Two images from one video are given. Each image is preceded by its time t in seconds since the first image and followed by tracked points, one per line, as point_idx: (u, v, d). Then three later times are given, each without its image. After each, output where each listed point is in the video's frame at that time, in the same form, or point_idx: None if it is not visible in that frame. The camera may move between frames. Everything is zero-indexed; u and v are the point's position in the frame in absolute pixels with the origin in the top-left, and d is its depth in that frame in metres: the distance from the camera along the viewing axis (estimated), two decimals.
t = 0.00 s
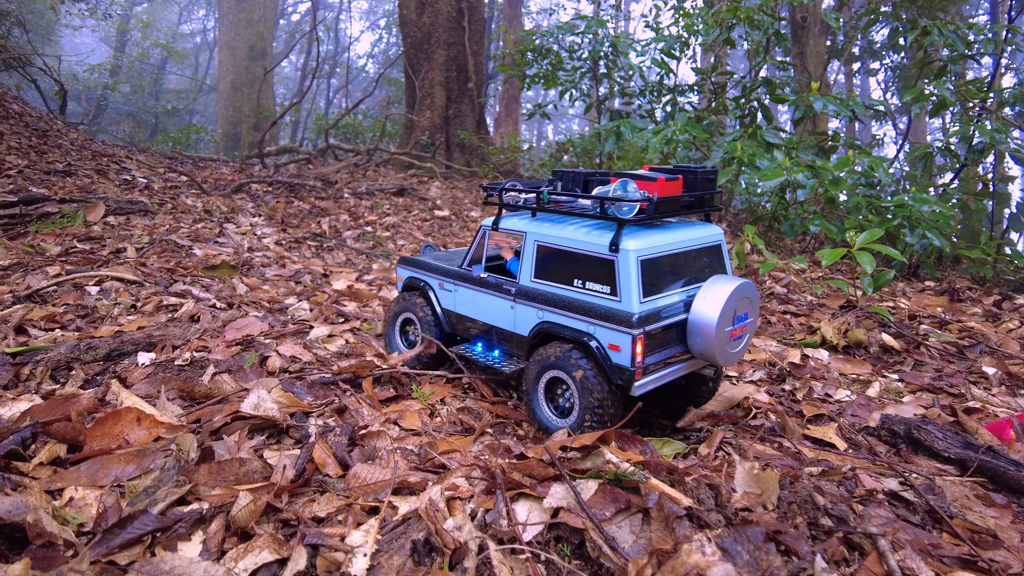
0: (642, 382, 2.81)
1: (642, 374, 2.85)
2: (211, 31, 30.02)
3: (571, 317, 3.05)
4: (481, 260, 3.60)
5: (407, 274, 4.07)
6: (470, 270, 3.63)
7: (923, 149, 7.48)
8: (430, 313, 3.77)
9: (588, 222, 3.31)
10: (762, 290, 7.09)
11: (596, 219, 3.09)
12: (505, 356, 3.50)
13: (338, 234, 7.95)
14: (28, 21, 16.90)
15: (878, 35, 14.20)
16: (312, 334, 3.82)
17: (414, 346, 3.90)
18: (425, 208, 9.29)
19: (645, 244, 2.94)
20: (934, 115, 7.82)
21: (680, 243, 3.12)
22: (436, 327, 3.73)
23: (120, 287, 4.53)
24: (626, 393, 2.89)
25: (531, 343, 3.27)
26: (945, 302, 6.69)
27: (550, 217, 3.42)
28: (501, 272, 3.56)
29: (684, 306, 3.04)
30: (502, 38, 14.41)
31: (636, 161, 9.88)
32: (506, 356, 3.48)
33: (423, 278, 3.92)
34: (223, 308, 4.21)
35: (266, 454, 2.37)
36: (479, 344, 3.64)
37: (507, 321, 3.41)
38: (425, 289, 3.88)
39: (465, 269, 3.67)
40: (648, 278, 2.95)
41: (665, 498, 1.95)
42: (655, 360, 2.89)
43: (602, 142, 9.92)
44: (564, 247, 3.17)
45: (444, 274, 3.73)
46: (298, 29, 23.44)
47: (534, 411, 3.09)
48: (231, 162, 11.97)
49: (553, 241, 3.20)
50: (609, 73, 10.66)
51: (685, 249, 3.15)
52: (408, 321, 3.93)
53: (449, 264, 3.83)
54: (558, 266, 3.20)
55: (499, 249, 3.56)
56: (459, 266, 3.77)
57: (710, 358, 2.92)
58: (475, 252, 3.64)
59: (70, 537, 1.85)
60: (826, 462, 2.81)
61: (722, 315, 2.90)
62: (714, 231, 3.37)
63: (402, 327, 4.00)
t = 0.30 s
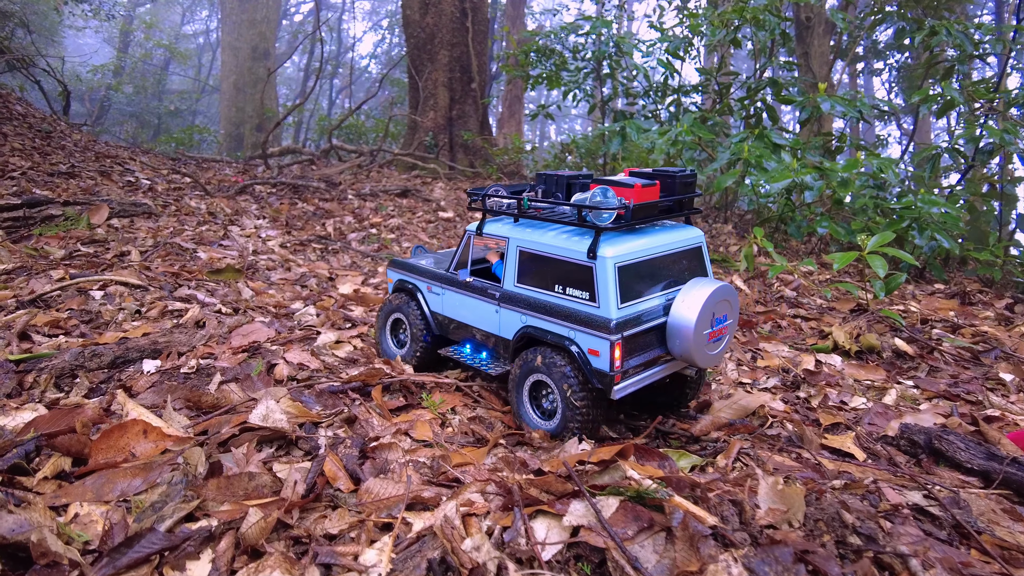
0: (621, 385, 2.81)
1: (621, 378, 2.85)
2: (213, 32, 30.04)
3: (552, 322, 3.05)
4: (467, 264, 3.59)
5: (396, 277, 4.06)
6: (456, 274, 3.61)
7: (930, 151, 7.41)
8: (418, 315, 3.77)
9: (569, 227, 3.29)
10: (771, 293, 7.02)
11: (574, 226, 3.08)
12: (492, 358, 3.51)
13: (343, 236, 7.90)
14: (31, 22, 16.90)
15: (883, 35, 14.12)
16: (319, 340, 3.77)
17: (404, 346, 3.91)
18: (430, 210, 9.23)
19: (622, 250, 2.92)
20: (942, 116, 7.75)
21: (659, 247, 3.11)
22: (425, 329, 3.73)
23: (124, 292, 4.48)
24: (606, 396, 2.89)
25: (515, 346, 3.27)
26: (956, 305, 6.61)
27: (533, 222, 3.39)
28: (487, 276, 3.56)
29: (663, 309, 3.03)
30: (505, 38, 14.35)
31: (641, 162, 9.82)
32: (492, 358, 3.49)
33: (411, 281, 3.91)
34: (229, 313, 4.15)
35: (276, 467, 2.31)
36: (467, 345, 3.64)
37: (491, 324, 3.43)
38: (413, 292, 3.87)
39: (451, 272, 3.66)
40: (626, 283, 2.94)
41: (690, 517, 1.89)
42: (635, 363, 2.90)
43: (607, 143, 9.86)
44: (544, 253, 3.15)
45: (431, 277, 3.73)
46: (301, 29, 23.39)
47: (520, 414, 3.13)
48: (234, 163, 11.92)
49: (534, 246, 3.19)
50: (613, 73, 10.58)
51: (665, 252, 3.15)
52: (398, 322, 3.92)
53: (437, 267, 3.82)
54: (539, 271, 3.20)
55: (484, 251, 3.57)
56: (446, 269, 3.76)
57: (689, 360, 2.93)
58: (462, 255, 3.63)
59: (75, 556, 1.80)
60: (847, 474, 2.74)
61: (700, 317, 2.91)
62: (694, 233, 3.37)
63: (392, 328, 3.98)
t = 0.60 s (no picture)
0: (615, 389, 2.80)
1: (615, 382, 2.84)
2: (218, 33, 30.08)
3: (549, 325, 3.02)
4: (466, 264, 3.55)
5: (396, 273, 4.02)
6: (457, 274, 3.57)
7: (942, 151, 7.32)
8: (418, 312, 3.74)
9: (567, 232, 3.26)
10: (783, 295, 6.96)
11: (573, 231, 3.05)
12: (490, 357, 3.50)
13: (351, 237, 7.86)
14: (37, 24, 16.93)
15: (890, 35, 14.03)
16: (333, 344, 3.73)
17: (403, 342, 3.88)
18: (437, 211, 9.19)
19: (619, 257, 2.90)
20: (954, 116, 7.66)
21: (656, 255, 3.10)
22: (424, 326, 3.71)
23: (134, 294, 4.44)
24: (600, 399, 2.87)
25: (512, 348, 3.25)
26: (971, 308, 6.53)
27: (532, 226, 3.35)
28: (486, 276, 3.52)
29: (658, 314, 3.03)
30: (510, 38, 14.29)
31: (649, 163, 9.75)
32: (491, 357, 3.48)
33: (411, 278, 3.86)
34: (240, 317, 4.11)
35: (295, 476, 2.26)
36: (466, 344, 3.62)
37: (490, 324, 3.40)
38: (413, 288, 3.84)
39: (451, 272, 3.61)
40: (623, 290, 2.92)
41: (724, 531, 1.84)
42: (629, 367, 2.89)
43: (615, 144, 9.80)
44: (543, 256, 3.12)
45: (431, 275, 3.69)
46: (305, 30, 23.38)
47: (515, 412, 3.12)
48: (240, 164, 11.89)
49: (533, 249, 3.16)
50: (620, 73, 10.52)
51: (661, 258, 3.12)
52: (398, 318, 3.88)
53: (437, 265, 3.77)
54: (538, 273, 3.16)
55: (485, 250, 3.55)
56: (447, 267, 3.71)
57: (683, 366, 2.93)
58: (462, 254, 3.58)
59: (93, 570, 1.75)
60: (875, 483, 2.68)
61: (694, 323, 2.91)
62: (691, 240, 3.35)
63: (391, 323, 3.95)
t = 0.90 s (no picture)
0: (614, 393, 2.79)
1: (613, 386, 2.82)
2: (225, 35, 30.20)
3: (551, 327, 3.00)
4: (470, 261, 3.50)
5: (400, 267, 4.00)
6: (460, 271, 3.54)
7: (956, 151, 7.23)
8: (419, 306, 3.71)
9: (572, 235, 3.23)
10: (797, 298, 6.90)
11: (577, 236, 3.01)
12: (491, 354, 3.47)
13: (361, 239, 7.84)
14: (46, 26, 17.03)
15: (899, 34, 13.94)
16: (348, 348, 3.70)
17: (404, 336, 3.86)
18: (445, 212, 9.16)
19: (622, 263, 2.88)
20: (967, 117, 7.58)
21: (658, 261, 3.05)
22: (425, 320, 3.67)
23: (147, 297, 4.43)
24: (598, 401, 2.85)
25: (512, 347, 3.23)
26: (988, 310, 6.45)
27: (537, 229, 3.31)
28: (489, 275, 3.50)
29: (658, 319, 2.98)
30: (516, 38, 14.26)
31: (659, 164, 9.70)
32: (491, 355, 3.46)
33: (415, 272, 3.83)
34: (254, 320, 4.09)
35: (316, 484, 2.23)
36: (466, 340, 3.60)
37: (491, 322, 3.38)
38: (416, 283, 3.81)
39: (455, 269, 3.58)
40: (625, 296, 2.90)
41: (758, 542, 1.81)
42: (628, 370, 2.87)
43: (624, 145, 9.76)
44: (546, 259, 3.10)
45: (435, 270, 3.67)
46: (311, 31, 23.43)
47: (512, 411, 3.08)
48: (248, 165, 11.90)
49: (536, 251, 3.13)
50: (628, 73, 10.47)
51: (663, 265, 3.08)
52: (399, 311, 3.87)
53: (441, 261, 3.74)
54: (540, 275, 3.14)
55: (488, 249, 3.48)
56: (450, 263, 3.68)
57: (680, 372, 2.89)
58: (466, 252, 3.54)
59: None
60: (903, 491, 2.63)
61: (693, 330, 2.87)
62: (693, 246, 3.31)
63: (393, 316, 3.94)
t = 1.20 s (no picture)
0: (600, 389, 2.86)
1: (600, 381, 2.89)
2: (232, 37, 30.33)
3: (542, 324, 3.09)
4: (465, 261, 3.62)
5: (398, 267, 4.12)
6: (455, 270, 3.64)
7: (967, 152, 7.15)
8: (416, 304, 3.81)
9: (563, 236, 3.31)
10: (807, 301, 6.84)
11: (567, 235, 3.09)
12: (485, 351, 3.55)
13: (369, 241, 7.83)
14: (55, 29, 17.15)
15: (908, 34, 13.82)
16: (357, 354, 3.69)
17: (400, 334, 3.94)
18: (452, 214, 9.13)
19: (610, 263, 2.96)
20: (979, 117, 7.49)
21: (645, 262, 3.13)
22: (421, 318, 3.77)
23: (156, 301, 4.43)
24: (585, 396, 2.93)
25: (505, 344, 3.32)
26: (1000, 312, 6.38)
27: (529, 229, 3.38)
28: (483, 274, 3.61)
29: (645, 318, 3.06)
30: (523, 39, 14.25)
31: (666, 165, 9.65)
32: (484, 352, 3.53)
33: (412, 272, 3.94)
34: (263, 325, 4.08)
35: (326, 493, 2.21)
36: (461, 338, 3.68)
37: (485, 320, 3.47)
38: (413, 282, 3.92)
39: (450, 268, 3.68)
40: (613, 294, 2.97)
41: (775, 557, 1.80)
42: (615, 367, 2.95)
43: (631, 147, 9.71)
44: (538, 258, 3.18)
45: (431, 270, 3.77)
46: (317, 33, 23.49)
47: (503, 403, 3.19)
48: (255, 167, 11.92)
49: (528, 251, 3.22)
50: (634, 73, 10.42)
51: (649, 265, 3.16)
52: (396, 310, 3.96)
53: (438, 260, 3.85)
54: (532, 274, 3.22)
55: (483, 250, 3.61)
56: (446, 263, 3.78)
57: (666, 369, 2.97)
58: (461, 252, 3.65)
59: None
60: (919, 501, 2.59)
61: (679, 329, 2.94)
62: (680, 249, 3.38)
63: (391, 316, 4.03)
